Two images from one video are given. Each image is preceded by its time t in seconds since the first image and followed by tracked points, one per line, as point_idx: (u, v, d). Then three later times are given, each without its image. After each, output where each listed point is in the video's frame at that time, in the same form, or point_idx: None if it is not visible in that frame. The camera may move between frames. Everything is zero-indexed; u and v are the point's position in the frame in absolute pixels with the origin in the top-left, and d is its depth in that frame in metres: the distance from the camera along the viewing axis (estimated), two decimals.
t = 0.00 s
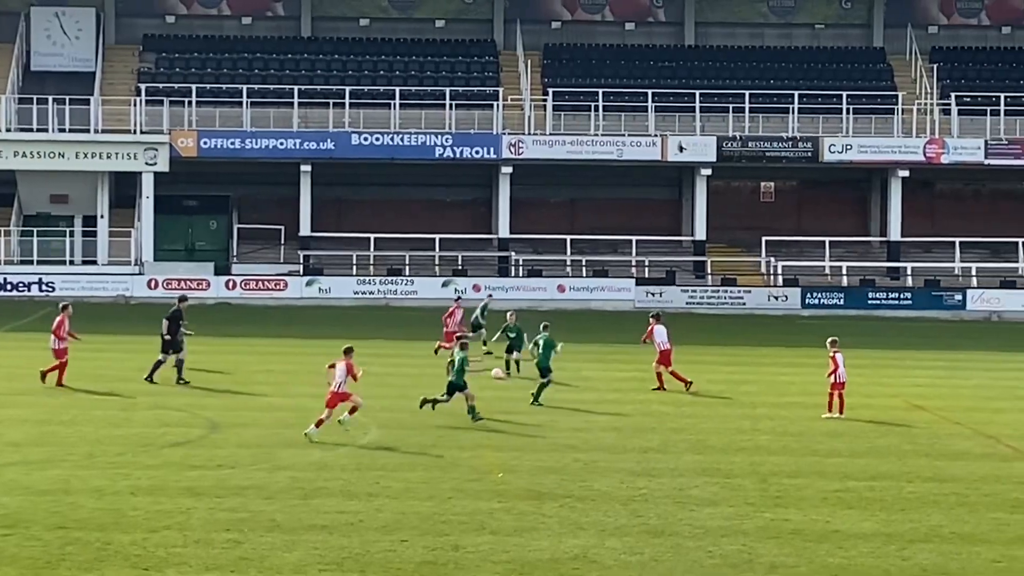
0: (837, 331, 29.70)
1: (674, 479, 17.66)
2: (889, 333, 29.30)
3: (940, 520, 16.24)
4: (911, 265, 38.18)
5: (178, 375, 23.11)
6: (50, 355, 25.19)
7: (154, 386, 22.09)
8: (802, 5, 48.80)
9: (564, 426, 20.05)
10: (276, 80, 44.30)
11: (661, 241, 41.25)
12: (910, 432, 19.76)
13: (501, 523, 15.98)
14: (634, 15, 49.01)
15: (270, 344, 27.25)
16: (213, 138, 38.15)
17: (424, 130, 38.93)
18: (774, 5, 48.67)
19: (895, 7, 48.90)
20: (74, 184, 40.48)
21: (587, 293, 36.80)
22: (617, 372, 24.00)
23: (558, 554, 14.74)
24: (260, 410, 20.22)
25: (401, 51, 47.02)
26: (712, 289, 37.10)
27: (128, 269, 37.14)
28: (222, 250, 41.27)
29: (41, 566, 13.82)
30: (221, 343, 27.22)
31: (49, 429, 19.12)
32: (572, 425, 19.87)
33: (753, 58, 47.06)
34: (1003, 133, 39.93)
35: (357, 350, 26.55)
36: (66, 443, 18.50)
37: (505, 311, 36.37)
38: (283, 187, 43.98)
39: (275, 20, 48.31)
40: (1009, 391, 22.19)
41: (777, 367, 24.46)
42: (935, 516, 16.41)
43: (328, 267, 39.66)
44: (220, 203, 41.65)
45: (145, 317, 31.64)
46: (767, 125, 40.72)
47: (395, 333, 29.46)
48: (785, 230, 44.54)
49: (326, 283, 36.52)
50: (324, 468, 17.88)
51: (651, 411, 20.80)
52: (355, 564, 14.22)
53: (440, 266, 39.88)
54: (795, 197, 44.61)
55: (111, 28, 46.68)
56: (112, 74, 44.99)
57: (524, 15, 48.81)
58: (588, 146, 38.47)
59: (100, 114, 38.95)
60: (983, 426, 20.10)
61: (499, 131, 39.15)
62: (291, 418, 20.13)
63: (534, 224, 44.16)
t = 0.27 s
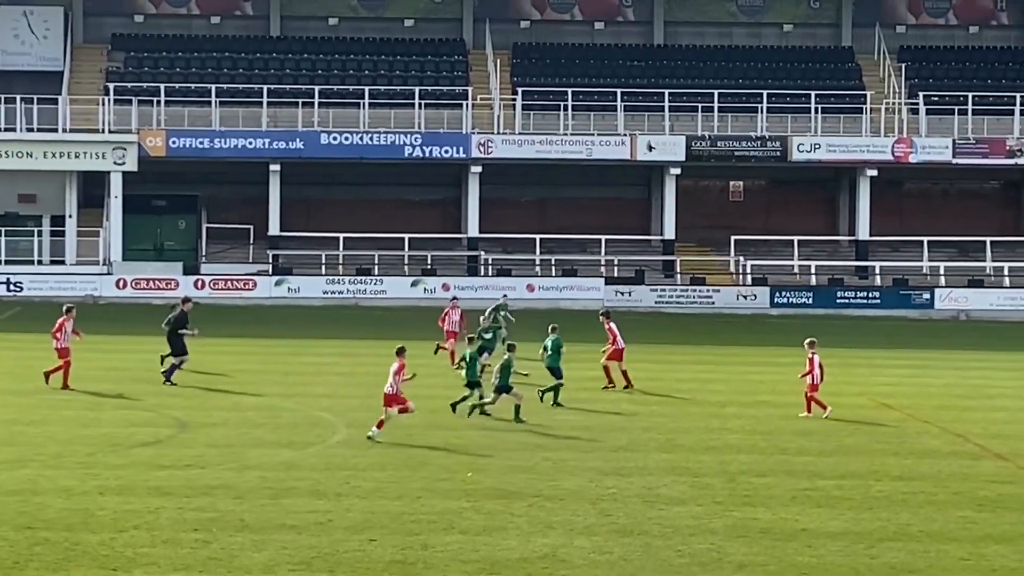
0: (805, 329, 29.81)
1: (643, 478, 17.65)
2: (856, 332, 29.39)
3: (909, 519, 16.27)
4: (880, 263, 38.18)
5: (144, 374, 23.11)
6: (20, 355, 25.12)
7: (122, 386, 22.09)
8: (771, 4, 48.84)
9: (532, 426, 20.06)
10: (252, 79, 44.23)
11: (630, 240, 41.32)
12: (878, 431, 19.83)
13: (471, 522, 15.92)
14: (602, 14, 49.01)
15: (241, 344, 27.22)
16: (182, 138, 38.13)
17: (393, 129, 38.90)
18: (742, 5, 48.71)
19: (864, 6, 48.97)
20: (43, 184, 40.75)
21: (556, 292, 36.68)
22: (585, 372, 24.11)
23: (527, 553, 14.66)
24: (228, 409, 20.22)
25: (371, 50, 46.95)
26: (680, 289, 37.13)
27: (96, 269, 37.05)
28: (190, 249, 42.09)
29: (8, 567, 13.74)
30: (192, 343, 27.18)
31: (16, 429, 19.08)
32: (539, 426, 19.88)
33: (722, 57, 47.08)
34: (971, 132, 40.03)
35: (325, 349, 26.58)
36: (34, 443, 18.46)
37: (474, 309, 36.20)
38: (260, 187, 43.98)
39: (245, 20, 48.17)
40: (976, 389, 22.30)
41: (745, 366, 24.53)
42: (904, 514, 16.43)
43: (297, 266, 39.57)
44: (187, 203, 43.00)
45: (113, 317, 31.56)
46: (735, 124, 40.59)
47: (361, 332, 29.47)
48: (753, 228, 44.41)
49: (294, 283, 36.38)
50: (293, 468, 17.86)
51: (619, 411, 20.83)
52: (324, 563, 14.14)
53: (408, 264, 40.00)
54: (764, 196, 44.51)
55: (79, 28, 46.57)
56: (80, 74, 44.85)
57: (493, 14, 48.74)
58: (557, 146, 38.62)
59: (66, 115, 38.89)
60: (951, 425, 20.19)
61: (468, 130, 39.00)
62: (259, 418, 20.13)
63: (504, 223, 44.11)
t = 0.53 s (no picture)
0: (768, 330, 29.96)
1: (609, 474, 17.93)
2: (818, 330, 29.81)
3: (870, 514, 16.60)
4: (841, 263, 38.60)
5: (116, 373, 23.37)
6: None
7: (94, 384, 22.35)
8: (733, 8, 49.61)
9: (500, 425, 20.36)
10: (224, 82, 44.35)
11: (596, 240, 41.76)
12: (841, 429, 20.21)
13: (440, 518, 16.12)
14: (568, 18, 49.51)
15: (212, 343, 27.45)
16: (153, 140, 38.12)
17: (363, 132, 39.12)
18: (705, 8, 49.29)
19: (826, 10, 49.46)
20: (16, 184, 41.01)
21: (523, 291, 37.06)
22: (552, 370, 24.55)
23: (495, 548, 14.85)
24: (199, 407, 20.48)
25: (341, 53, 47.31)
26: (645, 289, 37.53)
27: (69, 269, 37.10)
28: (163, 250, 42.18)
29: None
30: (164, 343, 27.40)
31: None
32: (506, 423, 20.26)
33: (686, 60, 47.53)
34: (931, 134, 40.52)
35: (295, 347, 26.89)
36: (7, 441, 18.69)
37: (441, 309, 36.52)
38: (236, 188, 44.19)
39: (216, 23, 48.56)
40: (935, 387, 22.73)
41: (710, 363, 24.93)
42: (865, 510, 16.77)
43: (268, 267, 39.80)
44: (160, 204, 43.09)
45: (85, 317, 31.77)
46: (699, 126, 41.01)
47: (328, 331, 29.76)
48: (718, 230, 44.84)
49: (265, 282, 36.58)
50: (263, 465, 18.11)
51: (585, 411, 21.16)
52: (294, 559, 14.32)
53: (378, 264, 40.38)
54: (728, 198, 44.94)
55: (52, 31, 46.75)
56: (54, 77, 45.07)
57: (461, 17, 49.02)
58: (524, 147, 38.75)
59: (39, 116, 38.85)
60: (911, 422, 20.59)
61: (437, 132, 39.26)
62: (231, 415, 20.42)
63: (472, 223, 44.45)
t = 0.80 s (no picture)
0: (721, 326, 30.87)
1: (571, 466, 18.63)
2: (776, 328, 30.61)
3: (821, 503, 17.37)
4: (795, 263, 39.41)
5: (94, 368, 24.01)
6: None
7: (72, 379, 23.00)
8: (693, 17, 50.39)
9: (465, 417, 21.12)
10: (191, 87, 44.67)
11: (560, 241, 42.53)
12: (796, 423, 21.00)
13: (408, 509, 16.77)
14: (533, 26, 50.22)
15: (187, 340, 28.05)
16: (132, 143, 38.69)
17: (335, 135, 39.74)
18: (665, 18, 50.13)
19: (782, 17, 50.39)
20: None
21: (488, 290, 37.75)
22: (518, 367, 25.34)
23: (462, 539, 15.45)
24: (175, 402, 21.15)
25: (312, 60, 47.95)
26: (607, 287, 38.25)
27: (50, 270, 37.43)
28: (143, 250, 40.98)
29: None
30: (139, 339, 28.02)
31: None
32: (472, 417, 21.05)
33: (648, 67, 48.28)
34: (883, 139, 41.27)
35: (267, 343, 27.62)
36: None
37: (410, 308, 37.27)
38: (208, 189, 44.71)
39: (192, 30, 48.98)
40: (888, 383, 23.54)
41: (671, 359, 25.78)
42: (816, 500, 17.54)
43: (243, 266, 40.65)
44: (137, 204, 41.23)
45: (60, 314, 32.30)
46: (659, 130, 41.73)
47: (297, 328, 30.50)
48: (677, 230, 45.69)
49: (240, 281, 37.11)
50: (238, 458, 18.76)
51: (550, 407, 21.89)
52: (268, 549, 14.91)
53: (350, 264, 41.01)
54: (686, 199, 45.70)
55: (34, 38, 47.30)
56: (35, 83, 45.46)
57: (430, 26, 49.68)
58: (491, 150, 39.41)
59: (21, 120, 39.51)
60: (864, 417, 21.38)
61: (406, 136, 39.86)
62: (207, 409, 21.10)
63: (440, 225, 45.12)
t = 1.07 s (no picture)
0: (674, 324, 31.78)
1: (533, 457, 19.44)
2: (731, 325, 31.56)
3: (770, 489, 18.25)
4: (746, 262, 40.24)
5: (72, 364, 24.75)
6: None
7: (51, 374, 23.75)
8: (650, 27, 51.28)
9: (431, 411, 21.98)
10: (160, 93, 45.24)
11: (522, 242, 43.51)
12: (751, 417, 21.94)
13: (376, 498, 17.52)
14: (497, 35, 50.82)
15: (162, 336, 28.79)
16: (111, 147, 39.25)
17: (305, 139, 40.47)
18: (623, 28, 50.99)
19: (733, 28, 51.42)
20: None
21: (454, 289, 38.63)
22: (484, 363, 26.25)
23: (427, 526, 16.13)
24: (152, 396, 21.92)
25: (283, 67, 48.60)
26: (567, 285, 39.01)
27: (31, 269, 38.07)
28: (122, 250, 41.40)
29: None
30: (115, 335, 28.80)
31: None
32: (438, 410, 21.93)
33: (606, 75, 49.09)
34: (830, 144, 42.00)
35: (240, 340, 28.45)
36: None
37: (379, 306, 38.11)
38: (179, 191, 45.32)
39: (169, 39, 49.69)
40: (839, 379, 24.51)
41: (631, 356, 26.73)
42: (768, 488, 18.29)
43: (218, 266, 41.60)
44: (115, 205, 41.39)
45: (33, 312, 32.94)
46: (617, 136, 42.66)
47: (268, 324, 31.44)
48: (634, 232, 46.74)
49: (215, 280, 37.71)
50: (212, 450, 19.53)
51: (515, 401, 22.75)
52: (241, 536, 15.60)
53: (322, 263, 41.74)
54: (643, 202, 46.71)
55: (15, 44, 47.82)
56: (15, 90, 45.60)
57: (397, 34, 50.35)
58: (456, 154, 40.26)
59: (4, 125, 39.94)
60: (815, 410, 22.36)
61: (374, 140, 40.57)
62: (182, 403, 21.88)
63: (406, 227, 45.85)
